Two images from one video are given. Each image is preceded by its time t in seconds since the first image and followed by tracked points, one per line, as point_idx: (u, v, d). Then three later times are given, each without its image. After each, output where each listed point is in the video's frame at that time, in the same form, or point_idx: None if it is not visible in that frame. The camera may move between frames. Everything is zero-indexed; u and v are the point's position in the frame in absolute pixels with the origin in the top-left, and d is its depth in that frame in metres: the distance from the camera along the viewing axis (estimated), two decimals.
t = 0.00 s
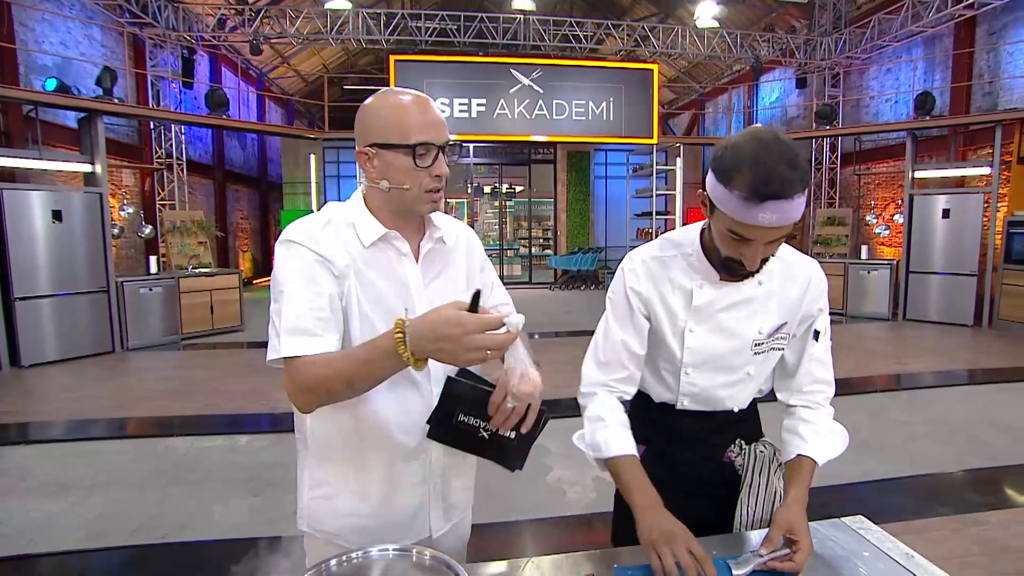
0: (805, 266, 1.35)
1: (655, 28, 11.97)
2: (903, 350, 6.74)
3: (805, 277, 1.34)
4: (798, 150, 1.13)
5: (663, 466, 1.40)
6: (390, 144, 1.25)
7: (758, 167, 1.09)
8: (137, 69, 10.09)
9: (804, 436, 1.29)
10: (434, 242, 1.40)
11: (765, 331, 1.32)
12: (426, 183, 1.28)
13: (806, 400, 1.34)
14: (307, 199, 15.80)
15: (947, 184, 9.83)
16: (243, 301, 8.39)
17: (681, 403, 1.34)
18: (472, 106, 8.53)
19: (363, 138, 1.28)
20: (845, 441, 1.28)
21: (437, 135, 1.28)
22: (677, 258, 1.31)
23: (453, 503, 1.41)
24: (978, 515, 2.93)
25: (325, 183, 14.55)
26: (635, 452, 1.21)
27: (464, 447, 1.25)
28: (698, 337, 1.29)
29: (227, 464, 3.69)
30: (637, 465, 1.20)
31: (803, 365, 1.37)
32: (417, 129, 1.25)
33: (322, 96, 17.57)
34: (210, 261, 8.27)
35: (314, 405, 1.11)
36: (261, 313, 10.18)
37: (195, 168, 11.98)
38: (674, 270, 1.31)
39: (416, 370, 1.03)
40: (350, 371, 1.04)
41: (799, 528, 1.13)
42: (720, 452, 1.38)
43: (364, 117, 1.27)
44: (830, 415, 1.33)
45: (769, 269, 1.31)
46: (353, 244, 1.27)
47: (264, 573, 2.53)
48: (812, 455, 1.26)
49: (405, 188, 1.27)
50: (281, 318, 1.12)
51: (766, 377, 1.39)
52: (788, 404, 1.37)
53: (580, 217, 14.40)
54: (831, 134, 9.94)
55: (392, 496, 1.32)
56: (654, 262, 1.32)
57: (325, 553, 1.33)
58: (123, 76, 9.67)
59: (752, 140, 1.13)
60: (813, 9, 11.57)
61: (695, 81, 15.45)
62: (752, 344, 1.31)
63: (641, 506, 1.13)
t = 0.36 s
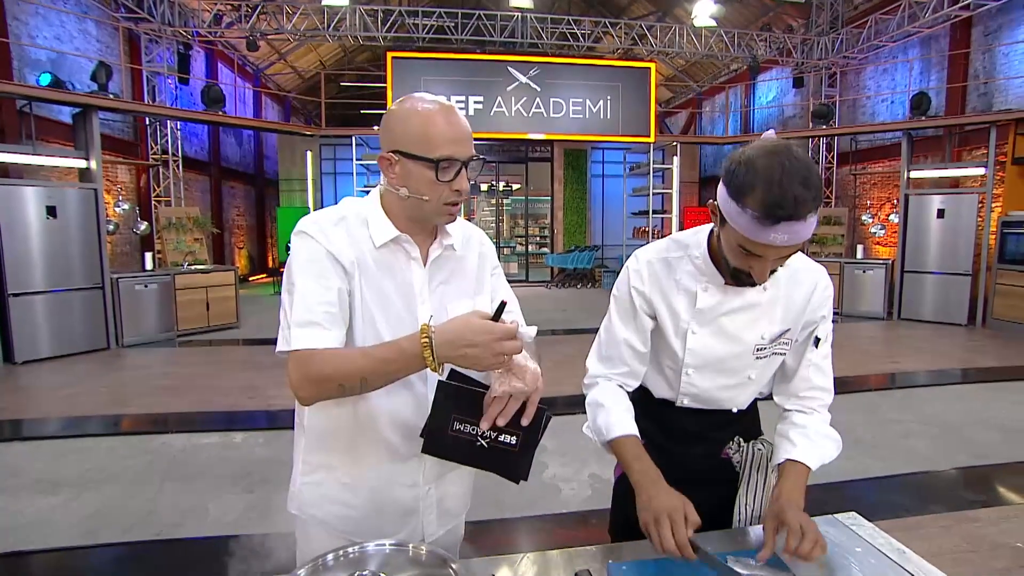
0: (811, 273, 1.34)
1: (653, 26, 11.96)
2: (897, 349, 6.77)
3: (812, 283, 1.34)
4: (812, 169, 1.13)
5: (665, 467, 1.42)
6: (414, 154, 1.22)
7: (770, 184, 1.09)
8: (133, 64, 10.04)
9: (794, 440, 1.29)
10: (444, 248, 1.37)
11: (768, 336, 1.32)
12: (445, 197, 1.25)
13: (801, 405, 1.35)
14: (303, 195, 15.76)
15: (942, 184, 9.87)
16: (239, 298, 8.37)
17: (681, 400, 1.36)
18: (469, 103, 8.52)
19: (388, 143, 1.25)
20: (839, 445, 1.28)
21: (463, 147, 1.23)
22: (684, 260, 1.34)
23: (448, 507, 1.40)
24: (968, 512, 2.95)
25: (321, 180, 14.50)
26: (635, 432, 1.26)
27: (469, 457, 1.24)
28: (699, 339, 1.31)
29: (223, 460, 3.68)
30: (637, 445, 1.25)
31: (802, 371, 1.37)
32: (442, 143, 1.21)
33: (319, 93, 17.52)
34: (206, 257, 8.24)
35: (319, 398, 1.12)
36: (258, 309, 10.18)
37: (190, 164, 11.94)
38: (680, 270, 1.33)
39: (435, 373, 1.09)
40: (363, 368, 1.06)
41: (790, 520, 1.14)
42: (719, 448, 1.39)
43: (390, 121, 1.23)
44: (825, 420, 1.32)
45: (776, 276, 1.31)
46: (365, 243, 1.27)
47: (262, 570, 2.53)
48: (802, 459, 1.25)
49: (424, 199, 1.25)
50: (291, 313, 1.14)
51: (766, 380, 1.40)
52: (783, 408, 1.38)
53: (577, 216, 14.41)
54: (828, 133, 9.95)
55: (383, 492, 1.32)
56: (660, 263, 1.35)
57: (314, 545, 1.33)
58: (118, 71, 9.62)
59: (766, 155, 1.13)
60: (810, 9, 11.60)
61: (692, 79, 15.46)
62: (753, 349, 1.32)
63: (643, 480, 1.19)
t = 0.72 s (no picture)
0: (803, 280, 1.35)
1: (646, 28, 11.99)
2: (888, 349, 6.81)
3: (804, 289, 1.34)
4: (799, 183, 1.13)
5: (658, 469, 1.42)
6: (421, 163, 1.21)
7: (756, 203, 1.09)
8: (123, 63, 9.98)
9: (771, 440, 1.29)
10: (444, 252, 1.37)
11: (758, 343, 1.32)
12: (453, 204, 1.25)
13: (781, 408, 1.35)
14: (295, 196, 15.69)
15: (932, 186, 9.95)
16: (231, 299, 8.32)
17: (672, 402, 1.37)
18: (462, 104, 8.52)
19: (392, 150, 1.24)
20: (813, 449, 1.29)
21: (470, 154, 1.24)
22: (679, 263, 1.34)
23: (443, 508, 1.40)
24: (956, 510, 2.97)
25: (314, 181, 14.45)
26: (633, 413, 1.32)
27: (468, 467, 1.25)
28: (689, 343, 1.32)
29: (214, 462, 3.67)
30: (634, 425, 1.30)
31: (785, 376, 1.38)
32: (450, 153, 1.21)
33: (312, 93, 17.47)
34: (198, 258, 8.20)
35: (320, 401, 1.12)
36: (250, 310, 10.13)
37: (182, 164, 11.88)
38: (673, 273, 1.34)
39: (436, 377, 1.09)
40: (363, 372, 1.06)
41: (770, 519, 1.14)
42: (710, 449, 1.40)
43: (395, 128, 1.22)
44: (803, 425, 1.33)
45: (767, 283, 1.31)
46: (366, 245, 1.27)
47: (254, 572, 2.52)
48: (779, 460, 1.26)
49: (433, 207, 1.25)
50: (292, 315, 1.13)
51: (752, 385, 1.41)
52: (762, 408, 1.39)
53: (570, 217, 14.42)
54: (819, 135, 10.00)
55: (380, 494, 1.32)
56: (652, 266, 1.36)
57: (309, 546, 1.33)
58: (108, 70, 9.55)
59: (752, 172, 1.13)
60: (802, 12, 11.69)
61: (685, 81, 15.51)
62: (743, 355, 1.32)
63: (638, 456, 1.25)
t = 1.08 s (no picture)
0: (797, 277, 1.34)
1: (642, 29, 12.01)
2: (883, 350, 6.84)
3: (797, 286, 1.34)
4: (771, 186, 1.13)
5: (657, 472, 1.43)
6: (418, 168, 1.21)
7: (724, 208, 1.10)
8: (118, 63, 9.94)
9: (780, 440, 1.29)
10: (441, 254, 1.37)
11: (753, 340, 1.32)
12: (448, 207, 1.25)
13: (785, 405, 1.36)
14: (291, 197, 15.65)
15: (926, 187, 10.00)
16: (227, 300, 8.30)
17: (670, 403, 1.37)
18: (458, 105, 8.52)
19: (387, 156, 1.25)
20: (822, 444, 1.29)
21: (466, 157, 1.24)
22: (670, 264, 1.34)
23: (441, 510, 1.39)
24: (950, 509, 2.99)
25: (310, 182, 14.42)
26: (635, 417, 1.32)
27: (462, 470, 1.24)
28: (683, 344, 1.32)
29: (210, 463, 3.65)
30: (639, 429, 1.31)
31: (787, 373, 1.38)
32: (446, 156, 1.21)
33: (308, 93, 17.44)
34: (193, 259, 8.18)
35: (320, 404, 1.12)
36: (246, 311, 10.10)
37: (177, 165, 11.86)
38: (666, 276, 1.34)
39: (434, 382, 1.09)
40: (362, 378, 1.06)
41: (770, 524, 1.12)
42: (709, 450, 1.39)
43: (389, 133, 1.23)
44: (809, 419, 1.33)
45: (759, 280, 1.31)
46: (363, 248, 1.27)
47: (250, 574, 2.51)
48: (789, 459, 1.26)
49: (430, 211, 1.25)
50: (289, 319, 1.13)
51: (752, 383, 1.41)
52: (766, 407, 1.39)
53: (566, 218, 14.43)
54: (814, 136, 10.04)
55: (378, 496, 1.32)
56: (643, 269, 1.36)
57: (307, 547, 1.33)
58: (103, 71, 9.52)
59: (722, 176, 1.13)
60: (797, 13, 11.74)
61: (681, 82, 15.54)
62: (739, 353, 1.32)
63: (643, 460, 1.25)
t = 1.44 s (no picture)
0: (801, 275, 1.34)
1: (644, 31, 12.02)
2: (885, 351, 6.83)
3: (798, 285, 1.34)
4: (776, 173, 1.14)
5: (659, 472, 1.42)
6: (419, 167, 1.22)
7: (731, 194, 1.11)
8: (120, 66, 9.96)
9: (787, 439, 1.30)
10: (444, 255, 1.37)
11: (755, 337, 1.33)
12: (445, 209, 1.25)
13: (790, 403, 1.36)
14: (293, 199, 15.66)
15: (928, 188, 9.99)
16: (229, 302, 8.31)
17: (673, 401, 1.37)
18: (460, 107, 8.53)
19: (390, 155, 1.25)
20: (829, 442, 1.29)
21: (467, 159, 1.23)
22: (673, 260, 1.35)
23: (444, 512, 1.40)
24: (954, 510, 2.98)
25: (312, 184, 14.43)
26: (647, 415, 1.32)
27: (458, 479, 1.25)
28: (686, 340, 1.33)
29: (212, 465, 3.66)
30: (653, 428, 1.31)
31: (791, 371, 1.38)
32: (448, 156, 1.21)
33: (309, 95, 17.46)
34: (195, 261, 8.20)
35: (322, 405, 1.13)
36: (248, 312, 10.13)
37: (179, 168, 11.89)
38: (669, 273, 1.34)
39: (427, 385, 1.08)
40: (358, 381, 1.07)
41: (794, 524, 1.12)
42: (710, 450, 1.39)
43: (393, 132, 1.23)
44: (813, 418, 1.34)
45: (760, 279, 1.31)
46: (366, 250, 1.27)
47: None
48: (796, 458, 1.26)
49: (429, 211, 1.25)
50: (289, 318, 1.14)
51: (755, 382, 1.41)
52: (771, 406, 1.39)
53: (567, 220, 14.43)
54: (816, 137, 10.03)
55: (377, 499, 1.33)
56: (646, 265, 1.37)
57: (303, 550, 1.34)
58: (106, 74, 9.53)
59: (730, 162, 1.13)
60: (798, 15, 11.76)
61: (682, 83, 15.55)
62: (740, 350, 1.32)
63: (661, 460, 1.25)
